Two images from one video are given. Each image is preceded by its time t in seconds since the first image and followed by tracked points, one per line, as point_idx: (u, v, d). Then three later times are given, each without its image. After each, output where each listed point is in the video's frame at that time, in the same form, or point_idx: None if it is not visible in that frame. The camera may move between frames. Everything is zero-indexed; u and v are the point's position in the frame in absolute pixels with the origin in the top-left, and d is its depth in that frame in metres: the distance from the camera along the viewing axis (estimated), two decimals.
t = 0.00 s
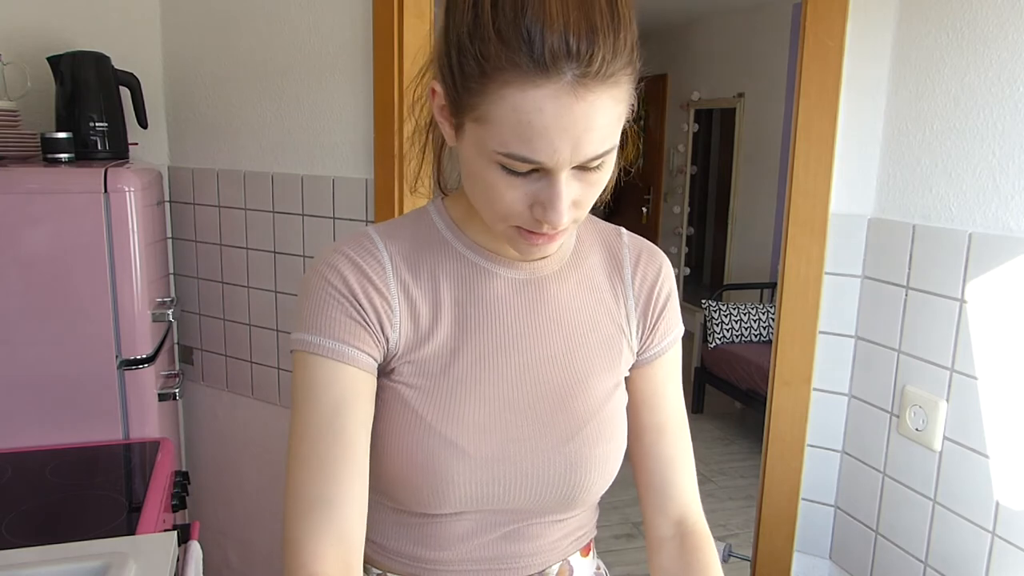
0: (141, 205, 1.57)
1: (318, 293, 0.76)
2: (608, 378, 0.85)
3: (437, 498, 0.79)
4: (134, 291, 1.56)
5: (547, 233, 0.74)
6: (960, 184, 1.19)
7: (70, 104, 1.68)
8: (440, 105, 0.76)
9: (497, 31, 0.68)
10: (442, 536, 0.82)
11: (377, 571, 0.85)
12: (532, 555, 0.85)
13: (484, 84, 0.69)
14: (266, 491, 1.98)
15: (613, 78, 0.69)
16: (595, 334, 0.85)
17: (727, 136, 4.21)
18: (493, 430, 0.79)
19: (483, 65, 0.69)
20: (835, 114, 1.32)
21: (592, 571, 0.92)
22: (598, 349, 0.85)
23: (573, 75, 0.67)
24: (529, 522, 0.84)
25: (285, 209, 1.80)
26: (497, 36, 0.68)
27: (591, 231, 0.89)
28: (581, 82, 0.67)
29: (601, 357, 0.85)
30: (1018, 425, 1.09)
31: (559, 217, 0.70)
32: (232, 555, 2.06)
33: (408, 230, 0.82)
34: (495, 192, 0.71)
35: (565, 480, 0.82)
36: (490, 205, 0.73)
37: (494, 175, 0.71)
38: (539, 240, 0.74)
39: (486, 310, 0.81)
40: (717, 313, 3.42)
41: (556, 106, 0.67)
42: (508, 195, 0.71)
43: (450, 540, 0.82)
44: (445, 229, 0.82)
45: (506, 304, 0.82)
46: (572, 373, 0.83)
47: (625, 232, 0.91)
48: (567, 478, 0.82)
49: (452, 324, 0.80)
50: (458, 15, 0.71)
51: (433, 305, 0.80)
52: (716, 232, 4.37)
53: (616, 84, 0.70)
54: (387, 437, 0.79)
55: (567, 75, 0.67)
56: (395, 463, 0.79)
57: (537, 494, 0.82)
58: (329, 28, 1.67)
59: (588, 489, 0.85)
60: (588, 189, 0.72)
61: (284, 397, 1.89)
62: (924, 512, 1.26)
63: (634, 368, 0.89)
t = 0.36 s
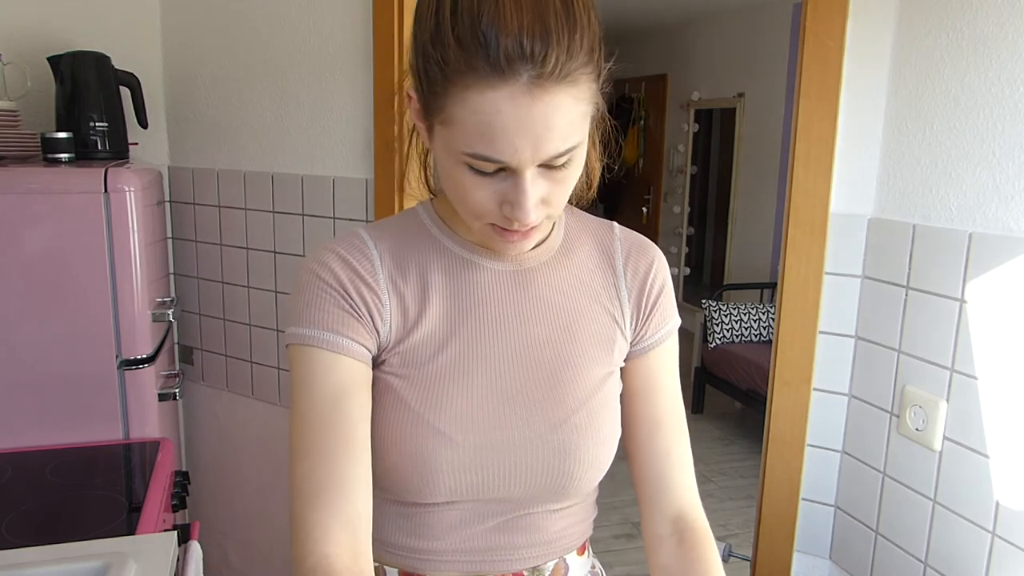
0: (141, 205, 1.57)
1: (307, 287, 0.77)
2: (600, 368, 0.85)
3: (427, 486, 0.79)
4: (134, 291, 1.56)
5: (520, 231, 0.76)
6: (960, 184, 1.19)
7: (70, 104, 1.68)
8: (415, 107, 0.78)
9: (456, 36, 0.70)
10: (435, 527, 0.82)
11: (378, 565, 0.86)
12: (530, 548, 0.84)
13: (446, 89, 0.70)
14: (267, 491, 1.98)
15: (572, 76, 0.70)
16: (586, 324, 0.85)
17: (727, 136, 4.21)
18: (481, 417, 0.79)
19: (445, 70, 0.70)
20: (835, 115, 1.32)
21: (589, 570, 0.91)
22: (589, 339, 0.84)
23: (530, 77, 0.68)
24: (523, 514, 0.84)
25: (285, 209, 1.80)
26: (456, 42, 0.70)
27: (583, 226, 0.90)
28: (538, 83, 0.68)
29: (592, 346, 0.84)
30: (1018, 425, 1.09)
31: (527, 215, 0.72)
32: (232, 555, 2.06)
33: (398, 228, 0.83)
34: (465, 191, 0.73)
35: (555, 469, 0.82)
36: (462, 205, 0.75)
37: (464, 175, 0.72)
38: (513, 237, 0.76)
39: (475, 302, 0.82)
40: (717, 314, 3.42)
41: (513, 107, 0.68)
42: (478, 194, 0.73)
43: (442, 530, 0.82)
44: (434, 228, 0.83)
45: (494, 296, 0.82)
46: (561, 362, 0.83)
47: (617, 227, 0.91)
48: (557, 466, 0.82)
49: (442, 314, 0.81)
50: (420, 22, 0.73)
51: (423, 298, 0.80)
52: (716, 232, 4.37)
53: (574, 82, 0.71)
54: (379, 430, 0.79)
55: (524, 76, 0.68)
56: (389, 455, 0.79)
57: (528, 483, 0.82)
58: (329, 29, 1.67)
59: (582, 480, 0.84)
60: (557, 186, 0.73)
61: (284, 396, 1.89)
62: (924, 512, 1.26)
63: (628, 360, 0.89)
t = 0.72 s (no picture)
0: (140, 205, 1.57)
1: (303, 292, 0.78)
2: (596, 367, 0.84)
3: (423, 484, 0.80)
4: (134, 291, 1.56)
5: (501, 232, 0.76)
6: (960, 184, 1.19)
7: (70, 104, 1.68)
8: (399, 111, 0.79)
9: (424, 41, 0.71)
10: (432, 526, 0.82)
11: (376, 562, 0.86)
12: (529, 546, 0.84)
13: (417, 93, 0.71)
14: (267, 491, 1.98)
15: (541, 79, 0.70)
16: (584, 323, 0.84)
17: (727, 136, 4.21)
18: (476, 416, 0.80)
19: (416, 75, 0.71)
20: (835, 114, 1.32)
21: (588, 570, 0.91)
22: (585, 337, 0.84)
23: (495, 80, 0.68)
24: (522, 512, 0.84)
25: (285, 209, 1.80)
26: (424, 48, 0.71)
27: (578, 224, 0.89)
28: (504, 86, 0.68)
29: (589, 344, 0.84)
30: (1018, 425, 1.09)
31: (502, 216, 0.72)
32: (232, 555, 2.06)
33: (394, 228, 0.84)
34: (444, 194, 0.74)
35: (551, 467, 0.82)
36: (443, 206, 0.76)
37: (442, 177, 0.73)
38: (496, 239, 0.77)
39: (471, 301, 0.82)
40: (716, 313, 3.42)
41: (479, 110, 0.69)
42: (455, 196, 0.73)
43: (440, 528, 0.82)
44: (430, 229, 0.84)
45: (490, 295, 0.82)
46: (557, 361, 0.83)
47: (615, 226, 0.90)
48: (553, 463, 0.82)
49: (437, 314, 0.80)
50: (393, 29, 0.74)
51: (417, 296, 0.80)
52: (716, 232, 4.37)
53: (544, 85, 0.71)
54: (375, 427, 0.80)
55: (489, 80, 0.68)
56: (385, 452, 0.80)
57: (524, 480, 0.82)
58: (328, 29, 1.67)
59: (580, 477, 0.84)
60: (535, 188, 0.74)
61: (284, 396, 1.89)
62: (924, 512, 1.26)
63: (625, 359, 0.88)
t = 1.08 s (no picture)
0: (140, 205, 1.57)
1: (302, 302, 0.80)
2: (598, 370, 0.84)
3: (420, 484, 0.80)
4: (134, 291, 1.56)
5: (470, 241, 0.75)
6: (960, 185, 1.19)
7: (70, 104, 1.68)
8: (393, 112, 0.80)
9: (399, 45, 0.70)
10: (431, 527, 0.82)
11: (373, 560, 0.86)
12: (531, 548, 0.84)
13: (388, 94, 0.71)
14: (267, 490, 1.98)
15: (506, 95, 0.68)
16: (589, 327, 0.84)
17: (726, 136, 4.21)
18: (473, 417, 0.80)
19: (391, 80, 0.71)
20: (835, 114, 1.32)
21: (588, 572, 0.90)
22: (590, 343, 0.84)
23: (454, 92, 0.67)
24: (522, 516, 0.84)
25: (285, 209, 1.80)
26: (399, 54, 0.70)
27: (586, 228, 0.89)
28: (462, 99, 0.67)
29: (594, 349, 0.84)
30: (1018, 425, 1.09)
31: (460, 229, 0.72)
32: (232, 555, 2.06)
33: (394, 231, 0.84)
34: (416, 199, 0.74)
35: (550, 472, 0.82)
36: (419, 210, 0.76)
37: (413, 184, 0.73)
38: (467, 248, 0.76)
39: (472, 304, 0.82)
40: (716, 314, 3.42)
41: (439, 120, 0.68)
42: (423, 202, 0.73)
43: (439, 531, 0.82)
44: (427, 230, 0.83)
45: (491, 299, 0.82)
46: (558, 366, 0.82)
47: (623, 229, 0.90)
48: (552, 468, 0.82)
49: (438, 318, 0.81)
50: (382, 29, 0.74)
51: (418, 300, 0.81)
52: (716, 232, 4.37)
53: (509, 102, 0.69)
54: (374, 427, 0.81)
55: (448, 91, 0.67)
56: (382, 452, 0.81)
57: (523, 484, 0.82)
58: (328, 29, 1.67)
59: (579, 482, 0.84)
60: (500, 204, 0.72)
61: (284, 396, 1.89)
62: (924, 512, 1.26)
63: (628, 364, 0.89)
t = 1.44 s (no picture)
0: (140, 205, 1.57)
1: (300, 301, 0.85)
2: (585, 365, 0.85)
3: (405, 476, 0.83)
4: (134, 292, 1.56)
5: (440, 247, 0.76)
6: (960, 185, 1.19)
7: (70, 104, 1.68)
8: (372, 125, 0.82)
9: (351, 62, 0.71)
10: (420, 519, 0.85)
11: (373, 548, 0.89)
12: (526, 542, 0.85)
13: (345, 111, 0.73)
14: (267, 490, 1.98)
15: (448, 107, 0.68)
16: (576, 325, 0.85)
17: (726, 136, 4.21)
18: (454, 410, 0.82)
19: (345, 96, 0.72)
20: (835, 115, 1.32)
21: (582, 570, 0.90)
22: (575, 340, 0.85)
23: (395, 105, 0.67)
24: (510, 512, 0.85)
25: (285, 209, 1.80)
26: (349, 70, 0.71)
27: (578, 227, 0.90)
28: (403, 113, 0.67)
29: (581, 346, 0.85)
30: (1018, 425, 1.09)
31: (422, 237, 0.72)
32: (232, 555, 2.06)
33: (388, 238, 0.87)
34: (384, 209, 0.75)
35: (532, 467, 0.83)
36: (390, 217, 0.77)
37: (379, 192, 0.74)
38: (438, 254, 0.77)
39: (459, 303, 0.84)
40: (717, 314, 3.41)
41: (388, 132, 0.68)
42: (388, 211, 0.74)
43: (427, 523, 0.85)
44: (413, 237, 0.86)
45: (475, 302, 0.84)
46: (539, 363, 0.84)
47: (618, 225, 0.90)
48: (533, 464, 0.83)
49: (421, 318, 0.84)
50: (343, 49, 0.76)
51: (401, 302, 0.84)
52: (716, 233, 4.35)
53: (452, 113, 0.68)
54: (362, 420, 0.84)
55: (389, 105, 0.67)
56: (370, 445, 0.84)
57: (506, 479, 0.83)
58: (328, 29, 1.67)
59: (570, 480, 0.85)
60: (462, 211, 0.72)
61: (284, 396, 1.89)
62: (925, 512, 1.25)
63: (626, 355, 0.89)
